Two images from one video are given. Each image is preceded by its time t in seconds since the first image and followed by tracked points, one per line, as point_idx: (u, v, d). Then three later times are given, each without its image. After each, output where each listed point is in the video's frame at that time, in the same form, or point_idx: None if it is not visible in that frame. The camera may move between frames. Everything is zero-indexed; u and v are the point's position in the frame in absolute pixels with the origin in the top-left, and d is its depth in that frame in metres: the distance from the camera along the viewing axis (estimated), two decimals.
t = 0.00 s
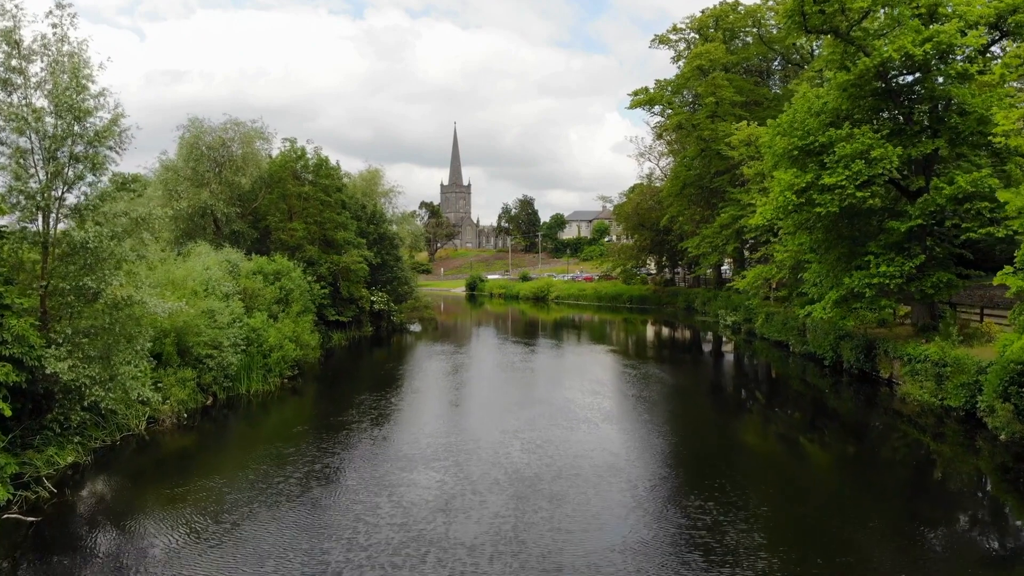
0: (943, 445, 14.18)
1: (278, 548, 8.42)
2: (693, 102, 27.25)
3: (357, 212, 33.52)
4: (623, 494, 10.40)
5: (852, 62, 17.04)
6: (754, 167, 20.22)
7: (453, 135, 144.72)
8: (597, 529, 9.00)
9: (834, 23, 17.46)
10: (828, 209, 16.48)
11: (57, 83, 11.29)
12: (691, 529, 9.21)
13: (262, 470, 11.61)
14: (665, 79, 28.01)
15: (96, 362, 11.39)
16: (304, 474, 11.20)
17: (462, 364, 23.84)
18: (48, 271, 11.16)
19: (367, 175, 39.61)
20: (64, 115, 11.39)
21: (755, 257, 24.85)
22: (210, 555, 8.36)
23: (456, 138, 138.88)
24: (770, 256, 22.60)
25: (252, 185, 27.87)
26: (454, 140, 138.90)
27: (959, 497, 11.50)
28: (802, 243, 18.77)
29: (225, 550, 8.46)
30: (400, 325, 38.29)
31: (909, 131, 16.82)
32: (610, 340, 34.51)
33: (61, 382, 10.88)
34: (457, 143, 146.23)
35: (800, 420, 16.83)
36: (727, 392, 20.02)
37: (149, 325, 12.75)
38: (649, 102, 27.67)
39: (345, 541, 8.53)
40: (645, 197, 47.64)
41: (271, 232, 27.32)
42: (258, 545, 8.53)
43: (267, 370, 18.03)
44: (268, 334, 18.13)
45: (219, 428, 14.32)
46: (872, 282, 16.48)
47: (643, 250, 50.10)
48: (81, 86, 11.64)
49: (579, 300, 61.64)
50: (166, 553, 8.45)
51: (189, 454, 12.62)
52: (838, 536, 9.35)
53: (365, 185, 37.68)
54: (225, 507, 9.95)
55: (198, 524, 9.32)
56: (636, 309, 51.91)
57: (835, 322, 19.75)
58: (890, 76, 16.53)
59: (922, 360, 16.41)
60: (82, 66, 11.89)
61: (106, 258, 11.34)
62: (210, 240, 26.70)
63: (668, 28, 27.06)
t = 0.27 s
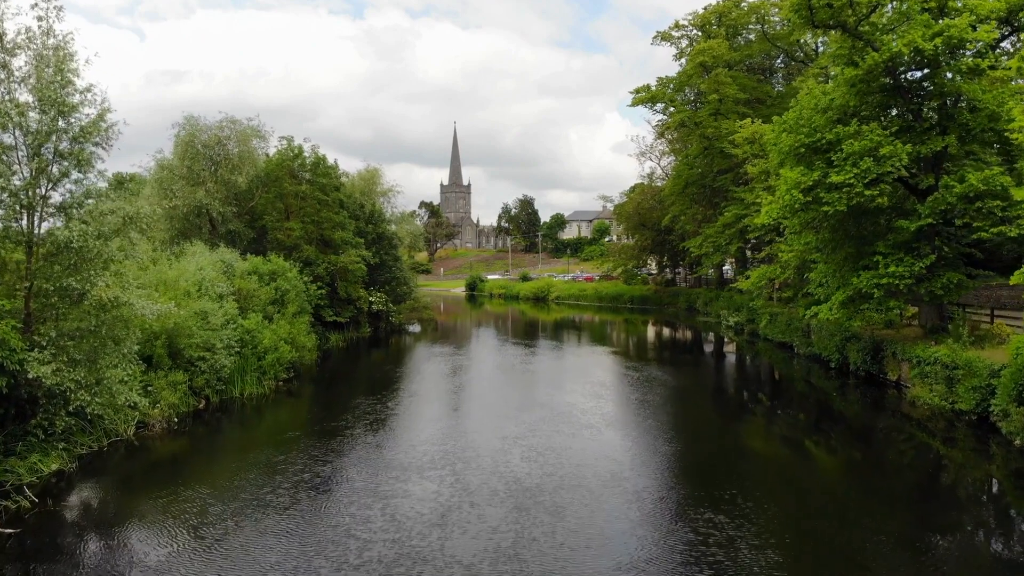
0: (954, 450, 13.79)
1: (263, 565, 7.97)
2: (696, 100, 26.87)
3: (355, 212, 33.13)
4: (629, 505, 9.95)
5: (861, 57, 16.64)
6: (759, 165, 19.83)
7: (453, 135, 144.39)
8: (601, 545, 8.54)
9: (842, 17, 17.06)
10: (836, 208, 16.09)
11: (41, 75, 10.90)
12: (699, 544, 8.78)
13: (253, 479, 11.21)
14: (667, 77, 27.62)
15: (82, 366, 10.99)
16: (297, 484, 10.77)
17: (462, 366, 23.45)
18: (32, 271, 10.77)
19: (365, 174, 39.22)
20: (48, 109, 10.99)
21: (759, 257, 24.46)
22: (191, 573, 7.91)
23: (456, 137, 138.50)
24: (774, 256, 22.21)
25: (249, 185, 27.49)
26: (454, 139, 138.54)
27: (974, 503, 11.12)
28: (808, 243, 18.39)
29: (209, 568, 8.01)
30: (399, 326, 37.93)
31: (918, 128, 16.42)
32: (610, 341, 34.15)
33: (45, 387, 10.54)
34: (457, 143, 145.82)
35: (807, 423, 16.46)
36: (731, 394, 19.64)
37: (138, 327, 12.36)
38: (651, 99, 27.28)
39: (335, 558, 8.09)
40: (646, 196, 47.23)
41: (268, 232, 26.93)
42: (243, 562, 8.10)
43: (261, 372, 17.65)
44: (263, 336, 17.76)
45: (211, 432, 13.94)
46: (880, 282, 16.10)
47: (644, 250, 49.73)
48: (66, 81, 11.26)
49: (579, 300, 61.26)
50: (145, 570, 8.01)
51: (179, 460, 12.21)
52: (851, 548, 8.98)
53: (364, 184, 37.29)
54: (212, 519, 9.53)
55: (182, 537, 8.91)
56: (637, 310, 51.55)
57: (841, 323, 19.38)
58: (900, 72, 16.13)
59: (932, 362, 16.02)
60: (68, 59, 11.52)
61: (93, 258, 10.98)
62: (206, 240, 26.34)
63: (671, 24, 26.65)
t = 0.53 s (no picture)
0: (966, 454, 13.43)
1: None
2: (699, 98, 26.49)
3: (354, 211, 32.74)
4: (634, 519, 9.52)
5: (869, 52, 16.26)
6: (764, 163, 19.44)
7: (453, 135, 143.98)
8: (604, 563, 8.09)
9: (850, 11, 16.70)
10: (844, 207, 15.72)
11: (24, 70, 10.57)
12: (707, 560, 8.36)
13: (243, 486, 10.81)
14: (669, 74, 27.23)
15: (66, 369, 10.65)
16: (289, 492, 10.36)
17: (461, 367, 23.06)
18: (15, 272, 10.32)
19: (364, 173, 38.83)
20: (30, 104, 10.64)
21: (763, 257, 24.08)
22: None
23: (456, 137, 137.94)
24: (779, 256, 21.82)
25: (245, 184, 27.11)
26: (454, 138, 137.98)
27: (990, 510, 10.75)
28: (814, 243, 18.01)
29: None
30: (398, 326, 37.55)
31: (928, 124, 16.04)
32: (612, 342, 33.75)
33: (27, 392, 10.20)
34: (457, 143, 145.40)
35: (813, 426, 16.10)
36: (735, 396, 19.26)
37: (126, 329, 12.01)
38: (653, 97, 26.89)
39: None
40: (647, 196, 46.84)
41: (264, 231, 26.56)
42: None
43: (255, 375, 17.28)
44: (258, 337, 17.39)
45: (202, 437, 13.55)
46: (889, 283, 15.72)
47: (645, 250, 49.33)
48: (50, 74, 10.92)
49: (580, 300, 60.87)
50: None
51: (167, 466, 11.82)
52: (865, 561, 8.60)
53: (362, 183, 36.90)
54: (195, 530, 9.09)
55: (162, 552, 8.44)
56: (638, 310, 51.16)
57: (848, 324, 19.01)
58: (909, 67, 15.77)
59: (942, 364, 15.65)
60: (52, 53, 11.16)
61: (79, 259, 10.63)
62: (201, 240, 25.96)
63: (673, 21, 26.27)
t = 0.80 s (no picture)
0: (978, 459, 13.07)
1: None
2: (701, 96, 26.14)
3: (352, 210, 32.36)
4: (640, 533, 9.08)
5: (878, 47, 15.89)
6: (769, 160, 19.06)
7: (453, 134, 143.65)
8: None
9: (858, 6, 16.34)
10: (852, 205, 15.35)
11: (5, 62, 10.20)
12: None
13: (233, 494, 10.41)
14: (671, 71, 26.85)
15: (50, 372, 10.28)
16: (280, 502, 9.93)
17: (460, 369, 22.68)
18: None
19: (362, 173, 38.44)
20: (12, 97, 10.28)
21: (767, 257, 23.71)
22: None
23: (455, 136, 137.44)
24: (784, 255, 21.44)
25: (241, 182, 26.73)
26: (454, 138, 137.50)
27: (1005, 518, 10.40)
28: (820, 242, 17.64)
29: None
30: (397, 326, 37.17)
31: (938, 120, 15.68)
32: (613, 342, 33.35)
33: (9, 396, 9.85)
34: (457, 142, 144.99)
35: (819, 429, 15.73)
36: (739, 398, 18.89)
37: (113, 330, 11.65)
38: (655, 94, 26.51)
39: None
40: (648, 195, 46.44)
41: (261, 231, 26.17)
42: None
43: (249, 377, 16.91)
44: (252, 338, 17.03)
45: (193, 442, 13.18)
46: (898, 283, 15.35)
47: (646, 250, 48.95)
48: (33, 68, 10.56)
49: (580, 301, 60.49)
50: None
51: (156, 472, 11.45)
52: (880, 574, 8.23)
53: (361, 182, 36.52)
54: (180, 543, 8.69)
55: (143, 567, 8.03)
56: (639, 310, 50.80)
57: (854, 325, 18.65)
58: (918, 62, 15.41)
59: (952, 366, 15.29)
60: (35, 45, 10.80)
61: (65, 259, 10.30)
62: (197, 240, 25.58)
63: (675, 17, 25.90)
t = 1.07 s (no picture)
0: (990, 463, 12.72)
1: None
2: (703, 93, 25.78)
3: (350, 210, 31.98)
4: (646, 548, 8.70)
5: (886, 42, 15.53)
6: (774, 158, 18.68)
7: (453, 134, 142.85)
8: None
9: None
10: (860, 203, 14.99)
11: None
12: None
13: (222, 503, 10.02)
14: (673, 68, 26.46)
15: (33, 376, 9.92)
16: (271, 513, 9.55)
17: (459, 371, 22.30)
18: None
19: (361, 172, 38.07)
20: None
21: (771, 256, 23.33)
22: None
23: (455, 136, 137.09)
24: (788, 255, 21.07)
25: (238, 181, 26.35)
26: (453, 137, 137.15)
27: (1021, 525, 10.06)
28: (827, 241, 17.28)
29: None
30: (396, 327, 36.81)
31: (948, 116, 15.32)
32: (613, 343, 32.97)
33: None
34: (457, 142, 144.60)
35: (826, 432, 15.37)
36: (743, 400, 18.52)
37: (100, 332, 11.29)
38: (657, 92, 26.12)
39: None
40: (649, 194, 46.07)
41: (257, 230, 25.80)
42: None
43: (243, 379, 16.55)
44: (247, 340, 16.67)
45: (184, 446, 12.81)
46: (908, 283, 14.99)
47: (647, 250, 48.59)
48: (14, 60, 10.18)
49: (581, 301, 60.12)
50: None
51: (144, 479, 11.07)
52: None
53: (359, 182, 36.14)
54: (164, 557, 8.32)
55: None
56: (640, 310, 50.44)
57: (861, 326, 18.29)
58: (927, 57, 15.05)
59: (962, 368, 14.93)
60: (16, 37, 10.43)
61: (48, 258, 9.88)
62: (192, 239, 25.20)
63: (677, 14, 25.52)
